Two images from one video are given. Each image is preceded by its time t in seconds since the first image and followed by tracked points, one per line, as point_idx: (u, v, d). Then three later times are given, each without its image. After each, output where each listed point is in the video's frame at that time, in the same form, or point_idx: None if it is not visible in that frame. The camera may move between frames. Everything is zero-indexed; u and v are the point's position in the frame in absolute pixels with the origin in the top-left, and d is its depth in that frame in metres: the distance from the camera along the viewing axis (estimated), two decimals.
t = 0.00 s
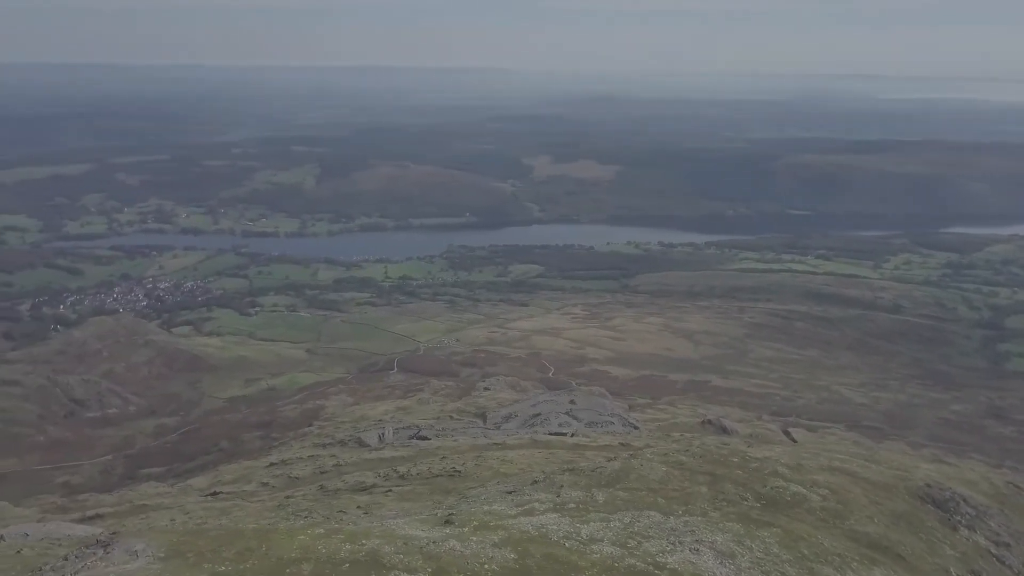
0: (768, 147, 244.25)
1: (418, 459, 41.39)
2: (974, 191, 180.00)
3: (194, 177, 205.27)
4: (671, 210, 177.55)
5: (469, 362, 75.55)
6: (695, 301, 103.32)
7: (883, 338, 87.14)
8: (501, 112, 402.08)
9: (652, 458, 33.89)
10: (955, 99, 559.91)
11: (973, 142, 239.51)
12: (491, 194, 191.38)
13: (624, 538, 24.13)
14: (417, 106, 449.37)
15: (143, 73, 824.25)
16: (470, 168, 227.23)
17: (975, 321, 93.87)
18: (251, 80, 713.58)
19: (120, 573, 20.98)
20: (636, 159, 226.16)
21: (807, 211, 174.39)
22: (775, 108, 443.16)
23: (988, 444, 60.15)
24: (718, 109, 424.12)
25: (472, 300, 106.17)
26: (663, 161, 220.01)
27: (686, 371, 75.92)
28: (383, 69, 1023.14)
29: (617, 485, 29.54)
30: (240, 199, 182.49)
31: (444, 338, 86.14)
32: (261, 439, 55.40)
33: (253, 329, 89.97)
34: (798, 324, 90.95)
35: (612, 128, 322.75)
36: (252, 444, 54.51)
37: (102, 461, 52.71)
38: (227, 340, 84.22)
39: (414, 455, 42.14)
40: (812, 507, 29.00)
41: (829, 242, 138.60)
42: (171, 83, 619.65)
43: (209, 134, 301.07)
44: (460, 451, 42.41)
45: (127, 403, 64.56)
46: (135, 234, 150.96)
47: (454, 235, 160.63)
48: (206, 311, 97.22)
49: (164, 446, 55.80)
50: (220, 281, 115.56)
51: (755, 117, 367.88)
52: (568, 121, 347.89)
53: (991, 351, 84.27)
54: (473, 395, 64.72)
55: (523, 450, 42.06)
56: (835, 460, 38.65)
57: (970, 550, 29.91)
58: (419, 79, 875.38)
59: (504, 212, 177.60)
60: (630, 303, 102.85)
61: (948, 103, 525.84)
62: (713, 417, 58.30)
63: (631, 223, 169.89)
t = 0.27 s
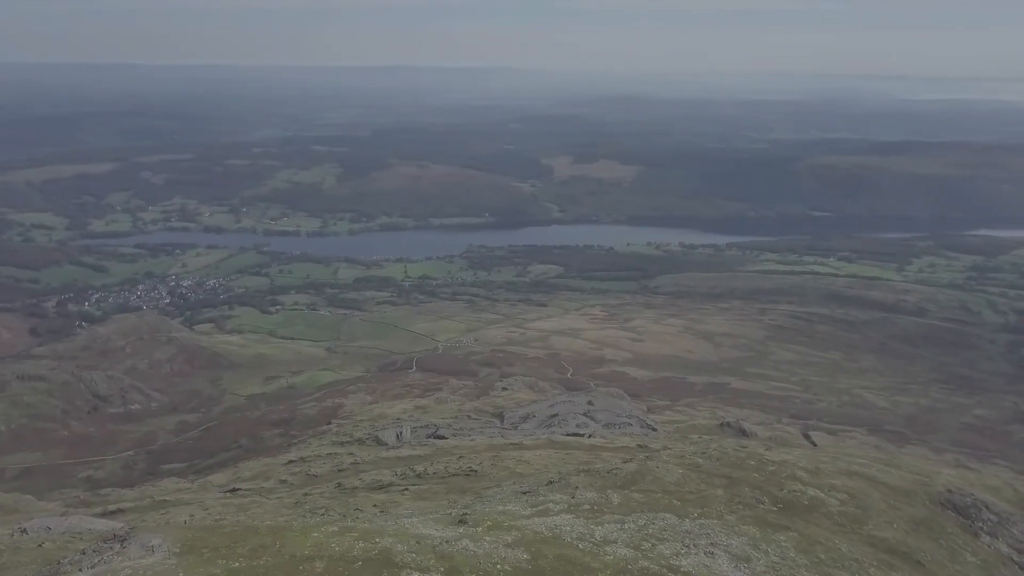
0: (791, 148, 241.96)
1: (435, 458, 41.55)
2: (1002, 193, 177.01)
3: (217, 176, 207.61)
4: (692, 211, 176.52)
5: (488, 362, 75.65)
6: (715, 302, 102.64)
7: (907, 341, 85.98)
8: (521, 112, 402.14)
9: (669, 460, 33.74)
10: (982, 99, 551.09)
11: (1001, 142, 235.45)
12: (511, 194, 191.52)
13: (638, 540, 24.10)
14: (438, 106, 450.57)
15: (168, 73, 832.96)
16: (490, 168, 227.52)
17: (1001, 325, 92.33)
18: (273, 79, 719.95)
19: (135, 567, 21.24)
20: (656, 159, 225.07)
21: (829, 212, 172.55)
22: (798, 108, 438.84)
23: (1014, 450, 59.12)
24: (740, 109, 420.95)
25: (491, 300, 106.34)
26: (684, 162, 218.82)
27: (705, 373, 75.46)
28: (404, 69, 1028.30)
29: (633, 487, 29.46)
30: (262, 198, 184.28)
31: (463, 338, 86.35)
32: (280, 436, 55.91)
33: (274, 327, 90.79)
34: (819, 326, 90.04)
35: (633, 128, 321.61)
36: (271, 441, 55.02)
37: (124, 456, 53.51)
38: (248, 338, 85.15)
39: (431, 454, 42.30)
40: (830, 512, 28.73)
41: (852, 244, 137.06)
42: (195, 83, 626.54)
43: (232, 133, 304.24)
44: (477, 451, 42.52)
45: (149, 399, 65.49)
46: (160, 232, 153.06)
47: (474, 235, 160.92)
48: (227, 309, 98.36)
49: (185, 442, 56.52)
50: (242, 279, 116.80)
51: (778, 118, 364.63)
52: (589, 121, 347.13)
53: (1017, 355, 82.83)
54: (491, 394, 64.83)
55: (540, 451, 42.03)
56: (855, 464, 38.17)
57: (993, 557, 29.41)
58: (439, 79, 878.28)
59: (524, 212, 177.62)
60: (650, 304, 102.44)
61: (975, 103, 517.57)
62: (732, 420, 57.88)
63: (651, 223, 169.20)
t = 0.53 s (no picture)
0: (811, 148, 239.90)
1: (450, 457, 41.70)
2: None
3: (238, 175, 209.56)
4: (710, 211, 175.47)
5: (504, 362, 75.72)
6: (733, 303, 101.98)
7: (928, 344, 84.90)
8: (539, 112, 401.86)
9: (684, 462, 33.61)
10: (1008, 100, 542.67)
11: None
12: (528, 194, 191.53)
13: (651, 541, 24.07)
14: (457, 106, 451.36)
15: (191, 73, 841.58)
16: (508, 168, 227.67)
17: None
18: (293, 79, 725.03)
19: (149, 562, 21.51)
20: (675, 160, 223.95)
21: (850, 214, 170.79)
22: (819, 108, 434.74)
23: None
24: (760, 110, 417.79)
25: (508, 300, 106.42)
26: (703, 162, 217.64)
27: (723, 375, 74.98)
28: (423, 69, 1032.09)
29: (646, 489, 29.39)
30: (282, 197, 185.77)
31: (479, 338, 86.51)
32: (297, 434, 56.35)
33: (293, 325, 91.54)
34: (839, 329, 89.15)
35: (652, 128, 320.32)
36: (289, 439, 55.49)
37: (143, 452, 54.20)
38: (267, 336, 85.91)
39: (446, 454, 42.47)
40: (845, 516, 28.49)
41: (873, 246, 135.55)
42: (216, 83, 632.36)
43: (253, 133, 306.87)
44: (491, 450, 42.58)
45: (169, 396, 66.31)
46: (181, 230, 154.82)
47: (491, 235, 161.14)
48: (247, 307, 99.31)
49: (203, 439, 57.16)
50: (261, 277, 117.85)
51: (799, 118, 361.35)
52: (607, 121, 346.19)
53: None
54: (507, 394, 64.91)
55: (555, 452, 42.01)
56: (873, 468, 37.78)
57: (1013, 563, 28.98)
58: (458, 78, 880.19)
59: (541, 212, 177.56)
60: (667, 305, 102.01)
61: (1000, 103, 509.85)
62: (750, 422, 57.47)
63: (669, 224, 168.42)
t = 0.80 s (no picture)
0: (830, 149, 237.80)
1: (462, 457, 41.80)
2: None
3: (255, 174, 211.20)
4: (727, 212, 174.49)
5: (519, 362, 75.77)
6: (750, 305, 101.36)
7: (947, 347, 83.89)
8: (555, 112, 401.39)
9: (696, 463, 33.47)
10: None
11: None
12: (544, 194, 191.51)
13: (661, 543, 24.03)
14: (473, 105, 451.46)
15: (211, 73, 848.96)
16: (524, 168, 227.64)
17: None
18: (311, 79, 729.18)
19: (159, 557, 21.75)
20: (692, 160, 222.85)
21: (869, 215, 169.18)
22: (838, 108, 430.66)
23: None
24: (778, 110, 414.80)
25: (523, 300, 106.44)
26: (721, 163, 216.41)
27: (739, 376, 74.55)
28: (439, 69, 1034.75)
29: (658, 490, 29.30)
30: (299, 196, 187.02)
31: (494, 337, 86.61)
32: (312, 432, 56.73)
33: (309, 324, 92.14)
34: (856, 331, 88.31)
35: (669, 128, 319.04)
36: (304, 437, 55.86)
37: (160, 448, 54.82)
38: (283, 334, 86.55)
39: (459, 453, 42.58)
40: (859, 520, 28.26)
41: (892, 248, 134.17)
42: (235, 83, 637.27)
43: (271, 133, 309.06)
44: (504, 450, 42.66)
45: (186, 393, 66.98)
46: (199, 228, 156.31)
47: (506, 234, 161.25)
48: (264, 305, 100.10)
49: (220, 436, 57.69)
50: (278, 276, 118.74)
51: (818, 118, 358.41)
52: (623, 121, 345.17)
53: None
54: (521, 394, 64.94)
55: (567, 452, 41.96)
56: (889, 472, 37.38)
57: None
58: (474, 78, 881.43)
59: (557, 212, 177.38)
60: (683, 306, 101.59)
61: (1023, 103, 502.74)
62: (765, 424, 57.08)
63: (685, 224, 167.66)
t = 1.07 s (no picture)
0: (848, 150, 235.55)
1: (475, 457, 41.88)
2: None
3: (272, 174, 212.71)
4: (744, 212, 173.45)
5: (533, 362, 75.78)
6: (766, 306, 100.74)
7: (966, 350, 82.91)
8: (571, 113, 400.68)
9: (709, 465, 33.34)
10: None
11: None
12: (559, 194, 191.37)
13: (671, 545, 23.99)
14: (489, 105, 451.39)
15: (230, 74, 856.69)
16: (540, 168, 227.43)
17: None
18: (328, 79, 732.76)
19: (170, 553, 22.01)
20: (708, 160, 221.66)
21: (887, 215, 167.50)
22: (857, 109, 426.46)
23: None
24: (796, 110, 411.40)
25: (537, 300, 106.44)
26: (737, 163, 215.11)
27: (754, 378, 74.11)
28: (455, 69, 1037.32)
29: (669, 492, 29.23)
30: (315, 196, 188.14)
31: (508, 337, 86.69)
32: (327, 431, 57.09)
33: (325, 323, 92.68)
34: (874, 333, 87.44)
35: (685, 128, 317.58)
36: (318, 435, 56.24)
37: (177, 445, 55.45)
38: (299, 333, 87.12)
39: (471, 453, 42.70)
40: (873, 524, 28.02)
41: (911, 249, 132.74)
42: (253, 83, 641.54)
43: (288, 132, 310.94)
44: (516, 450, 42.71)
45: (203, 390, 67.67)
46: (217, 227, 157.69)
47: (521, 234, 161.27)
48: (279, 304, 100.83)
49: (235, 433, 58.19)
50: (294, 274, 119.55)
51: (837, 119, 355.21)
52: (640, 121, 343.90)
53: None
54: (535, 394, 64.96)
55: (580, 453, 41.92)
56: (904, 476, 37.02)
57: None
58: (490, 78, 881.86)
59: (572, 212, 177.11)
60: (699, 307, 101.15)
61: None
62: (780, 427, 56.71)
63: (701, 224, 166.94)
